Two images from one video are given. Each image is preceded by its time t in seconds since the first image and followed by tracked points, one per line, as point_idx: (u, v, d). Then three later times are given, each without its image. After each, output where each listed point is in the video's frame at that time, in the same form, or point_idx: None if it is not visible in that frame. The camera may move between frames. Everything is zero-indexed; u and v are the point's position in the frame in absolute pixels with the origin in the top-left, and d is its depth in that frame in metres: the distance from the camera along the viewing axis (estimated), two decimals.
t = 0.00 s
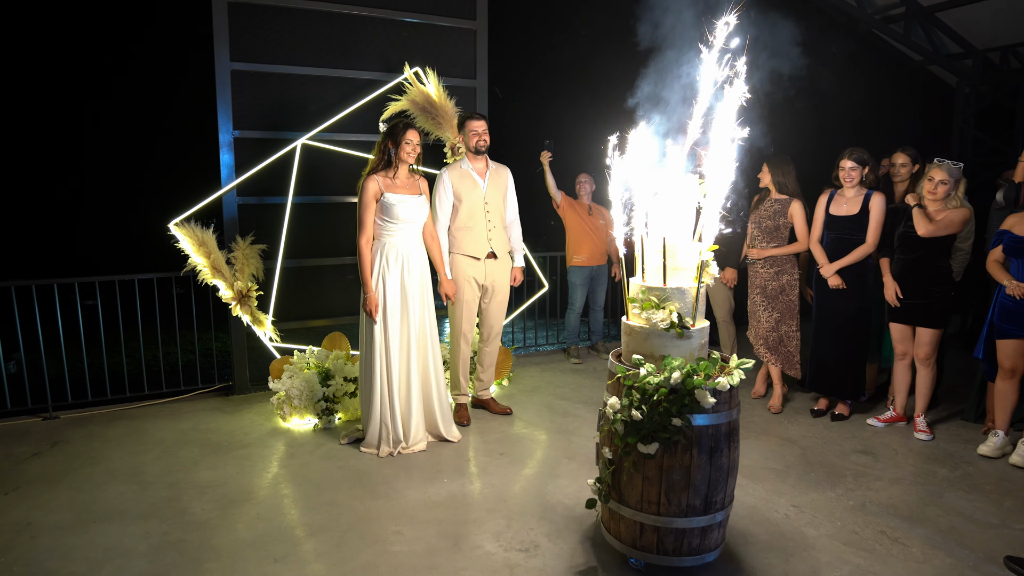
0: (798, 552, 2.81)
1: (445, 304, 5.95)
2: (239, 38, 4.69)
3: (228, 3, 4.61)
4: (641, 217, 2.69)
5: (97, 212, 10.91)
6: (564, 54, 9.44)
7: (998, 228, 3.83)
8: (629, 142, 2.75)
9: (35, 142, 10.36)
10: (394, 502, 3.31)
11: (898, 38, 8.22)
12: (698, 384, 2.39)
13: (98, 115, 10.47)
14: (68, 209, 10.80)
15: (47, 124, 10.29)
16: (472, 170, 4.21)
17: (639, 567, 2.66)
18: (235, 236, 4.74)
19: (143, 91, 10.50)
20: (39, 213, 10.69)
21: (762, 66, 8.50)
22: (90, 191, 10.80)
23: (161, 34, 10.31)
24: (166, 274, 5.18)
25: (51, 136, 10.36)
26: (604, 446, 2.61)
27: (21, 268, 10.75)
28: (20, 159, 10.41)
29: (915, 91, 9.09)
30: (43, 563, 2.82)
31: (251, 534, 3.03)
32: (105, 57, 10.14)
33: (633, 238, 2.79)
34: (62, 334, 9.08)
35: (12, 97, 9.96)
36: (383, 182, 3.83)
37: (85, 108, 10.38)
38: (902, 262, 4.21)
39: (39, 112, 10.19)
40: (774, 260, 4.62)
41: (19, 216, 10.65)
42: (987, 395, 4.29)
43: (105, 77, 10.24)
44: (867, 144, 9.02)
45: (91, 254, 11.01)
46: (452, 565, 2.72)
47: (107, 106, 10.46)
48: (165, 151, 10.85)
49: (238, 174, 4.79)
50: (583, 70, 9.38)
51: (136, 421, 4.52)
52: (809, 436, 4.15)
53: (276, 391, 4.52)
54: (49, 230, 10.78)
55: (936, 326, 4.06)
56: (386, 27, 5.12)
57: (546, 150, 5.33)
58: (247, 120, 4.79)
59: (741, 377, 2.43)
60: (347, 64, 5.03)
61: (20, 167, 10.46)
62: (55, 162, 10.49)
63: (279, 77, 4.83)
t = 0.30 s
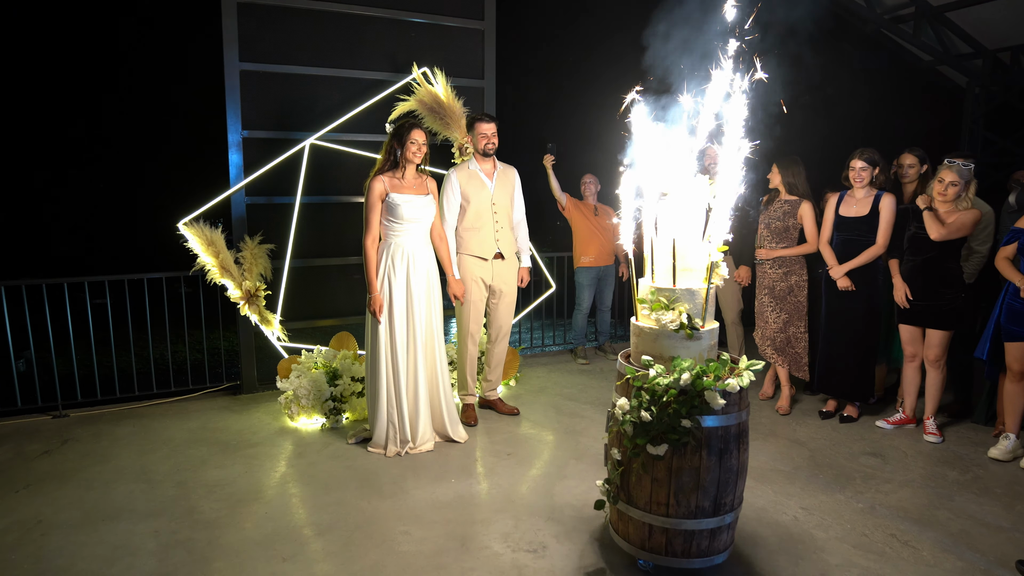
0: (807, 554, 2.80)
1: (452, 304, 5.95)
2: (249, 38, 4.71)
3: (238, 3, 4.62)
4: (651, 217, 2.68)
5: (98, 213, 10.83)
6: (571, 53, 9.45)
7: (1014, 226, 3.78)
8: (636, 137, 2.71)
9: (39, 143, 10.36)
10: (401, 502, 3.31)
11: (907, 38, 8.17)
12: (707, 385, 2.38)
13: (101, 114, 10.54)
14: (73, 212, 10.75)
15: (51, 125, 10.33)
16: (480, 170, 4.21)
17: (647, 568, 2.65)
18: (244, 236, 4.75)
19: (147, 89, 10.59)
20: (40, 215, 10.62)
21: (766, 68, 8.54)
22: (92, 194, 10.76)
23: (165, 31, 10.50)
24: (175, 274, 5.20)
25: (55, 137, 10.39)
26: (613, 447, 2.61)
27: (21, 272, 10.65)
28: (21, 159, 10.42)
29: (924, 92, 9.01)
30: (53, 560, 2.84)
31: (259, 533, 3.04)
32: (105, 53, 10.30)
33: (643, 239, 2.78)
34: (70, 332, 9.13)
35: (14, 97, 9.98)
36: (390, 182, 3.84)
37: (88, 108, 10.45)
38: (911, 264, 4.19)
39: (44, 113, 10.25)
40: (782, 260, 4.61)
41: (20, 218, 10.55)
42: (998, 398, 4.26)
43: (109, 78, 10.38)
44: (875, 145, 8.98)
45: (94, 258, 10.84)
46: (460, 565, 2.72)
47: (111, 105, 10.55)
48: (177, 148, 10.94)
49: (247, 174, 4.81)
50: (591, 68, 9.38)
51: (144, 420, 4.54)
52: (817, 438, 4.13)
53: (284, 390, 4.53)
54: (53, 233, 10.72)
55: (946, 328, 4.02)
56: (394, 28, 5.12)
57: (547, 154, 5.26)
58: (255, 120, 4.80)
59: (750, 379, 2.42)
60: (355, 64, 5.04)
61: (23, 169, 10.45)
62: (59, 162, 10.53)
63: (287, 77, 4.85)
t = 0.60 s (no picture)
0: (813, 553, 2.81)
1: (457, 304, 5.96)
2: (255, 39, 4.73)
3: (244, 4, 4.64)
4: (658, 217, 2.69)
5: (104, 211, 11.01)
6: (579, 54, 9.45)
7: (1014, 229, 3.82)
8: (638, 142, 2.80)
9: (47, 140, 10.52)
10: (408, 501, 3.32)
11: (911, 38, 8.22)
12: (715, 384, 2.39)
13: (108, 113, 10.57)
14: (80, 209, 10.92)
15: (58, 122, 10.46)
16: (485, 170, 4.22)
17: (655, 566, 2.66)
18: (250, 236, 4.76)
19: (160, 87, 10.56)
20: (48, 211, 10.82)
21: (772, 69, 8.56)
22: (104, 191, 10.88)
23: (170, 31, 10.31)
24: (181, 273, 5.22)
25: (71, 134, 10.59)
26: (621, 446, 2.62)
27: (27, 267, 10.93)
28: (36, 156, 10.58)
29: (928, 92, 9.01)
30: (63, 558, 2.86)
31: (267, 531, 3.06)
32: (113, 52, 10.27)
33: (650, 239, 2.79)
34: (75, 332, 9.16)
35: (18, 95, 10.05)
36: (398, 183, 3.85)
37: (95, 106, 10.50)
38: (917, 264, 4.20)
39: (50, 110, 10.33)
40: (787, 260, 4.62)
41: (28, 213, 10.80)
42: (1003, 398, 4.27)
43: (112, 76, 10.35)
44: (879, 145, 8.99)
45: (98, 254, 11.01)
46: (469, 564, 2.73)
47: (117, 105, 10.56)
48: (182, 149, 10.90)
49: (253, 174, 4.83)
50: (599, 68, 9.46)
51: (151, 419, 4.56)
52: (822, 438, 4.13)
53: (290, 389, 4.55)
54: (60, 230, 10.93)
55: (952, 329, 4.03)
56: (398, 28, 5.14)
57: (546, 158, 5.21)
58: (262, 121, 4.82)
59: (758, 378, 2.43)
60: (361, 65, 5.06)
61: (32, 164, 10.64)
62: (67, 159, 10.70)
63: (293, 77, 4.87)
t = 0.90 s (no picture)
0: (820, 550, 2.83)
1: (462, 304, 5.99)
2: (263, 40, 4.76)
3: (252, 4, 4.67)
4: (666, 217, 2.72)
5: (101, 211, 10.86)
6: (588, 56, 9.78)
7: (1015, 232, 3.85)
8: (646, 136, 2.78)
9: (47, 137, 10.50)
10: (417, 499, 3.35)
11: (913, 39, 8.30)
12: (724, 382, 2.42)
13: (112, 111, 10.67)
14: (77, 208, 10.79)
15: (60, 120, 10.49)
16: (491, 171, 4.25)
17: (663, 563, 2.68)
18: (257, 236, 4.79)
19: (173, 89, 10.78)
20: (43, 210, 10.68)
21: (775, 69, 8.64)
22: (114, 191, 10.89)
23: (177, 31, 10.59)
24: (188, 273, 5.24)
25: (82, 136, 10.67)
26: (629, 444, 2.65)
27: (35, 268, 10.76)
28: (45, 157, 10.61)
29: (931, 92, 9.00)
30: (76, 555, 2.88)
31: (277, 529, 3.08)
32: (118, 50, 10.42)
33: (658, 239, 2.82)
34: (79, 331, 9.19)
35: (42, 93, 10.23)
36: (405, 183, 3.90)
37: (98, 104, 10.59)
38: (921, 264, 4.23)
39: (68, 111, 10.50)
40: (791, 260, 4.65)
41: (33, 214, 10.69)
42: (1006, 397, 4.30)
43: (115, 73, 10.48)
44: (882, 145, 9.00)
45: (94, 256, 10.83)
46: (478, 560, 2.76)
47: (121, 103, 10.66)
48: (186, 148, 10.99)
49: (260, 174, 4.86)
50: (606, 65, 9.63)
51: (158, 418, 4.59)
52: (827, 436, 4.16)
53: (297, 388, 4.58)
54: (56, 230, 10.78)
55: (955, 329, 4.06)
56: (405, 29, 5.17)
57: (547, 159, 5.17)
58: (269, 121, 4.85)
59: (766, 376, 2.46)
60: (366, 66, 5.09)
61: (30, 163, 10.59)
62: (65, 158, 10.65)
63: (299, 78, 4.90)
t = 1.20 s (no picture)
0: (826, 547, 2.86)
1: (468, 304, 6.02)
2: (270, 41, 4.79)
3: (259, 6, 4.70)
4: (674, 218, 2.75)
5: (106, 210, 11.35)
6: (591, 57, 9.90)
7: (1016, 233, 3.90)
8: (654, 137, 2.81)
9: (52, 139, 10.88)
10: (426, 497, 3.38)
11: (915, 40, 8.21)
12: (732, 381, 2.45)
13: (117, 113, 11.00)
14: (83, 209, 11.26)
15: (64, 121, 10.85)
16: (498, 171, 4.28)
17: (671, 560, 2.71)
18: (265, 236, 4.81)
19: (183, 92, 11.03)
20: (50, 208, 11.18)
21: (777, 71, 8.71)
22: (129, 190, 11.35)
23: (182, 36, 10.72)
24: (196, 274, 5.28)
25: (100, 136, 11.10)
26: (638, 442, 2.68)
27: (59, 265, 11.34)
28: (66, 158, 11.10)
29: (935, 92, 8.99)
30: (90, 552, 2.91)
31: (288, 527, 3.11)
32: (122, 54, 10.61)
33: (666, 239, 2.85)
34: (84, 332, 9.24)
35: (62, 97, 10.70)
36: (414, 183, 3.93)
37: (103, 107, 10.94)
38: (924, 265, 4.25)
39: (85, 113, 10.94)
40: (794, 260, 4.67)
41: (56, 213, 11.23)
42: (1008, 396, 4.33)
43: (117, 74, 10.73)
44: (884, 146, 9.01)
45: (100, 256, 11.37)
46: (488, 558, 2.79)
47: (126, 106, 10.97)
48: (190, 151, 11.30)
49: (267, 175, 4.88)
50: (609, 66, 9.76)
51: (167, 417, 4.62)
52: (831, 435, 4.19)
53: (305, 388, 4.62)
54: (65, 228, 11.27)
55: (959, 329, 4.09)
56: (411, 31, 5.20)
57: (553, 160, 5.17)
58: (276, 121, 4.88)
59: (773, 375, 2.49)
60: (372, 67, 5.11)
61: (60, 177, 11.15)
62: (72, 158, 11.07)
63: (306, 79, 4.92)
